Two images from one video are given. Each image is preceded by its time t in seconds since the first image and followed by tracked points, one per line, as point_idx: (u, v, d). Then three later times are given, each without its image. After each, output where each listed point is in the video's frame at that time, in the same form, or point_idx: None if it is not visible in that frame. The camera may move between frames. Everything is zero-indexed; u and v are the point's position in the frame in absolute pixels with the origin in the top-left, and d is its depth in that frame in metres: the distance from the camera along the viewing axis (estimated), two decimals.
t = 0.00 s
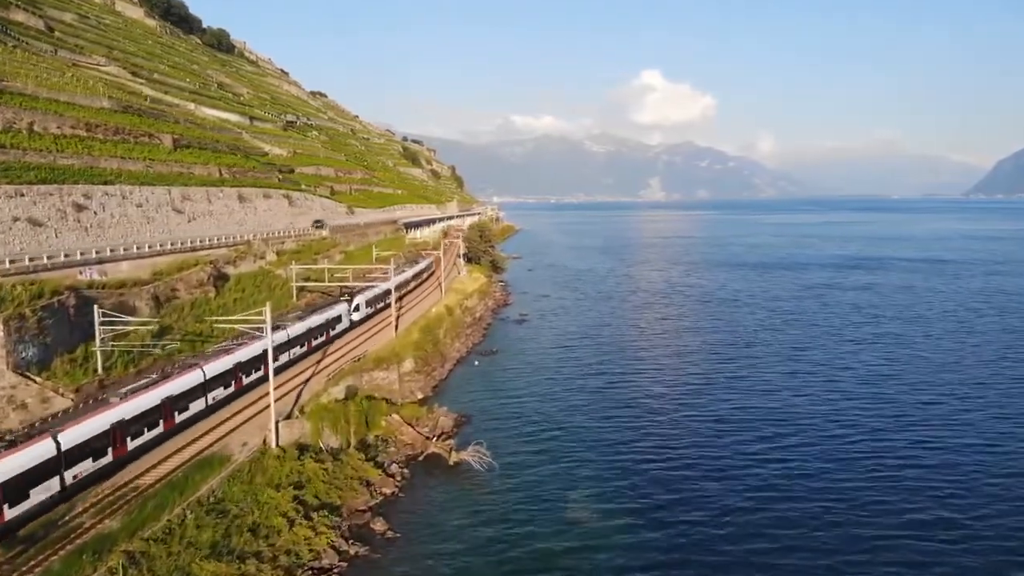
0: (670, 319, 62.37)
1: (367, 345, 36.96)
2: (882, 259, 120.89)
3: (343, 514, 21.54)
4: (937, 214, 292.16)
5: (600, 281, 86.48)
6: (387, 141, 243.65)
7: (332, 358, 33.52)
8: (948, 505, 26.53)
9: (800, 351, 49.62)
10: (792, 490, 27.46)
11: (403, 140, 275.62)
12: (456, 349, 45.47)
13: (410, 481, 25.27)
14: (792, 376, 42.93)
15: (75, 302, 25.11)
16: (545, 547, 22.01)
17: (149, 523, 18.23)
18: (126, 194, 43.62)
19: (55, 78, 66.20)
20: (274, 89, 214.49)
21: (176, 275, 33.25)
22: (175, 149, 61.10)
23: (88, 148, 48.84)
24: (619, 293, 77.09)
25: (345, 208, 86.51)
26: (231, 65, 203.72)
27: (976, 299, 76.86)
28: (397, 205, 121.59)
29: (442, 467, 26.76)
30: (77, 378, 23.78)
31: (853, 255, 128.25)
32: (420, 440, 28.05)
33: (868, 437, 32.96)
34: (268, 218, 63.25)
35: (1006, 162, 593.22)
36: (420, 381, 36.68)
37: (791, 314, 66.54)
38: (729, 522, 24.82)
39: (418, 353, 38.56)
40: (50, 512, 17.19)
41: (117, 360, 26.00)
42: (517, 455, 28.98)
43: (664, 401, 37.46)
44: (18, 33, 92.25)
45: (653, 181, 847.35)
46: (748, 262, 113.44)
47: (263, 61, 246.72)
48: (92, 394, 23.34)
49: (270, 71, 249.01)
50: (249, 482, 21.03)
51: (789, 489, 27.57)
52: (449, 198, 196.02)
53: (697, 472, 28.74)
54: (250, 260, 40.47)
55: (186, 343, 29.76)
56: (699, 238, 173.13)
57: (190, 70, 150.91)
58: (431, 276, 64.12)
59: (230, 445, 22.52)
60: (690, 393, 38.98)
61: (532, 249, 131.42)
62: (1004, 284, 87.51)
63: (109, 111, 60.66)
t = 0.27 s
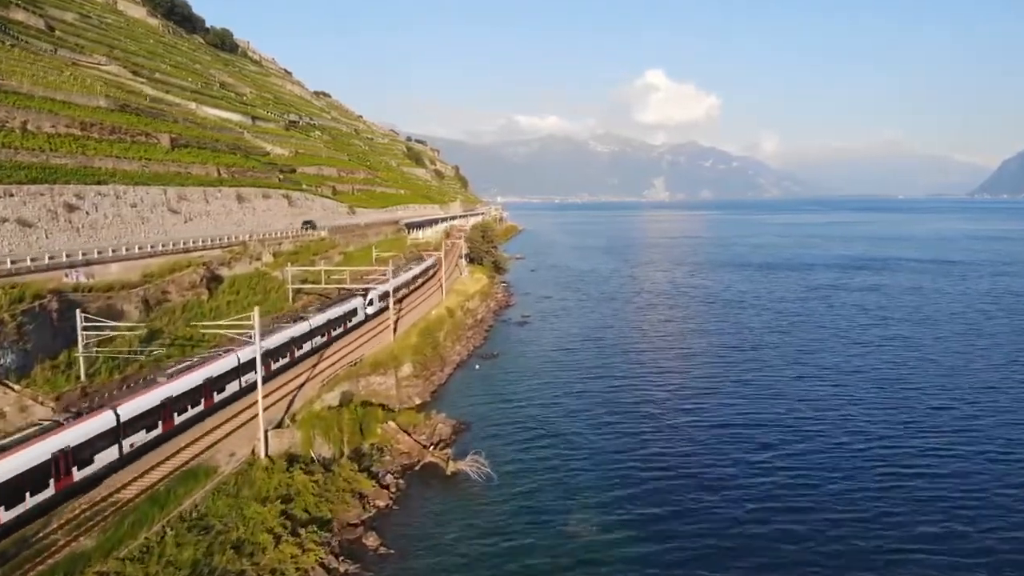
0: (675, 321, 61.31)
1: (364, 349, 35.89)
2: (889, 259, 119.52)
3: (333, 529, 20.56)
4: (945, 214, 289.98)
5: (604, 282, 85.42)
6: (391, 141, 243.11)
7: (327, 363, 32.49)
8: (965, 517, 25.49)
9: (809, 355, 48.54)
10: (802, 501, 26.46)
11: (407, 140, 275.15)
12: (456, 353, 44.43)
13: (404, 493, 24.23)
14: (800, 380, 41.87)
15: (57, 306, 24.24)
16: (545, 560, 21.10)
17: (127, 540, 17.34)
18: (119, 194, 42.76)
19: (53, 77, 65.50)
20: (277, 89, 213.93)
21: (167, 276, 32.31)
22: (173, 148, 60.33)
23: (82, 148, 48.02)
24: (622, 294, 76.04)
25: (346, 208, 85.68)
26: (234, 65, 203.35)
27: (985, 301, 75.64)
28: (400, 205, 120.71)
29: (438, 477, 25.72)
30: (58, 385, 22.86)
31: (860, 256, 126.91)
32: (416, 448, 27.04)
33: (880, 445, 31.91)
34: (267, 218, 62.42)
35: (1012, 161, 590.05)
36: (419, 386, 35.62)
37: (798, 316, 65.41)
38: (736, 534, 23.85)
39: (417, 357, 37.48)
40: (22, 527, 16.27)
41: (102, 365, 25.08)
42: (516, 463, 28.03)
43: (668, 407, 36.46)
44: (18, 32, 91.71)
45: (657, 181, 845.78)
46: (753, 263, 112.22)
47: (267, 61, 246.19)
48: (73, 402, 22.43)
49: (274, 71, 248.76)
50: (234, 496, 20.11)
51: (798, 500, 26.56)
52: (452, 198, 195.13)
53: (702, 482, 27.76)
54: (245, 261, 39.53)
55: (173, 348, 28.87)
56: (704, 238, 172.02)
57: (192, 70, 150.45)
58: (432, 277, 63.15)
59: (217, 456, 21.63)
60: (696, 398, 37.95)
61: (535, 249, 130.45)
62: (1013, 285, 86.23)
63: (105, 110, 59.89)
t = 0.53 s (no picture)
0: (679, 323, 60.23)
1: (360, 353, 34.93)
2: (896, 260, 118.18)
3: (321, 545, 19.58)
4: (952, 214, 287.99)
5: (607, 283, 84.43)
6: (394, 141, 242.34)
7: (320, 368, 31.52)
8: (981, 531, 24.47)
9: (816, 358, 47.46)
10: (810, 513, 25.47)
11: (411, 139, 274.31)
12: (455, 357, 43.45)
13: (398, 505, 23.22)
14: (807, 385, 40.80)
15: (39, 310, 23.38)
16: None
17: (102, 559, 16.38)
18: (112, 194, 41.91)
19: (50, 76, 64.75)
20: (280, 88, 213.25)
21: (158, 279, 31.47)
22: (170, 147, 59.52)
23: (76, 147, 47.21)
24: (626, 295, 74.99)
25: (347, 208, 84.79)
26: (237, 64, 202.85)
27: (995, 303, 74.45)
28: (402, 205, 119.77)
29: (433, 488, 24.72)
30: (37, 394, 22.06)
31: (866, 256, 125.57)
32: (411, 458, 26.05)
33: (891, 453, 30.87)
34: (266, 218, 61.56)
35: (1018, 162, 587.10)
36: (417, 391, 34.64)
37: (805, 319, 64.24)
38: (742, 548, 22.90)
39: (415, 360, 36.51)
40: None
41: (84, 372, 24.30)
42: (514, 472, 27.11)
43: (672, 412, 35.46)
44: (18, 31, 91.06)
45: (661, 181, 843.86)
46: (758, 264, 111.13)
47: (270, 60, 245.49)
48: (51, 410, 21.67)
49: (277, 70, 248.27)
50: (218, 510, 19.17)
51: (806, 512, 25.58)
52: (456, 197, 194.24)
53: (707, 492, 26.79)
54: (240, 263, 38.60)
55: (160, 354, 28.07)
56: (708, 238, 170.85)
57: (193, 69, 149.84)
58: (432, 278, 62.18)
59: (201, 468, 20.71)
60: (700, 404, 36.94)
61: (539, 250, 129.42)
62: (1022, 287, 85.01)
63: (102, 109, 59.10)
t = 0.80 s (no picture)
0: (683, 326, 59.13)
1: (355, 358, 33.92)
2: (902, 261, 116.89)
3: (307, 564, 18.58)
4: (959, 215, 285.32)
5: (611, 284, 83.39)
6: (397, 141, 241.60)
7: (313, 375, 30.54)
8: (998, 547, 23.41)
9: (823, 362, 46.35)
10: (820, 527, 24.43)
11: (413, 139, 273.57)
12: (455, 360, 42.42)
13: (390, 520, 22.20)
14: (814, 390, 39.74)
15: (17, 316, 22.56)
16: None
17: None
18: (104, 194, 41.02)
19: (45, 74, 63.87)
20: (282, 88, 212.40)
21: (145, 282, 30.57)
22: (166, 147, 58.60)
23: (68, 146, 46.35)
24: (629, 297, 73.91)
25: (347, 209, 83.86)
26: (239, 64, 202.37)
27: (1005, 305, 73.20)
28: (403, 206, 118.75)
29: (428, 501, 23.70)
30: (12, 403, 21.16)
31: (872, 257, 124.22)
32: (405, 468, 25.02)
33: (902, 463, 29.85)
34: (264, 218, 60.61)
35: None
36: (414, 397, 33.61)
37: (811, 321, 63.08)
38: (749, 565, 21.89)
39: (412, 365, 35.49)
40: None
41: (64, 380, 23.37)
42: (513, 482, 26.16)
43: (676, 419, 34.43)
44: (16, 30, 90.46)
45: (664, 181, 842.09)
46: (763, 265, 109.97)
47: (272, 60, 244.66)
48: (26, 420, 20.77)
49: (279, 70, 247.81)
50: (198, 528, 18.21)
51: (816, 525, 24.59)
52: (458, 197, 193.31)
53: (713, 504, 25.78)
54: (233, 264, 37.56)
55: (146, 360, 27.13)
56: (711, 238, 169.70)
57: (194, 68, 149.25)
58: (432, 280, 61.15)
59: (181, 483, 19.80)
60: (705, 410, 35.91)
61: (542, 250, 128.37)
62: None
63: (97, 109, 58.29)
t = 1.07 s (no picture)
0: (685, 328, 58.08)
1: (348, 364, 32.91)
2: (907, 262, 115.63)
3: None
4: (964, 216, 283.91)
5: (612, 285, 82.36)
6: (398, 141, 240.69)
7: (303, 383, 29.54)
8: (1016, 563, 22.41)
9: (830, 366, 45.27)
10: (829, 541, 23.45)
11: (414, 140, 272.80)
12: (452, 365, 41.44)
13: (380, 536, 21.19)
14: (821, 396, 38.67)
15: None
16: None
17: None
18: (93, 195, 40.07)
19: (39, 74, 62.99)
20: (283, 88, 211.59)
21: (131, 285, 29.60)
22: (160, 147, 57.67)
23: (58, 146, 45.43)
24: (630, 299, 72.86)
25: (346, 209, 82.88)
26: (239, 64, 201.69)
27: (1013, 307, 72.07)
28: (403, 206, 117.74)
29: (420, 514, 22.68)
30: None
31: (876, 258, 123.01)
32: (398, 480, 24.00)
33: (913, 474, 28.79)
34: (260, 219, 59.64)
35: None
36: (409, 404, 32.60)
37: (816, 323, 61.98)
38: None
39: (407, 371, 34.46)
40: None
41: (40, 389, 22.40)
42: (509, 494, 25.16)
43: (679, 426, 33.42)
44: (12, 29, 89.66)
45: (667, 181, 840.51)
46: (766, 266, 108.89)
47: (273, 60, 243.89)
48: None
49: (280, 70, 247.18)
50: (175, 548, 17.26)
51: (825, 539, 23.58)
52: (459, 197, 192.33)
53: (717, 517, 24.78)
54: (224, 266, 36.56)
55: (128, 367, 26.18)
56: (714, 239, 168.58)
57: (194, 68, 148.49)
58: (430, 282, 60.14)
59: (159, 499, 18.90)
60: (709, 417, 34.89)
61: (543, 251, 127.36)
62: None
63: (91, 108, 57.37)
